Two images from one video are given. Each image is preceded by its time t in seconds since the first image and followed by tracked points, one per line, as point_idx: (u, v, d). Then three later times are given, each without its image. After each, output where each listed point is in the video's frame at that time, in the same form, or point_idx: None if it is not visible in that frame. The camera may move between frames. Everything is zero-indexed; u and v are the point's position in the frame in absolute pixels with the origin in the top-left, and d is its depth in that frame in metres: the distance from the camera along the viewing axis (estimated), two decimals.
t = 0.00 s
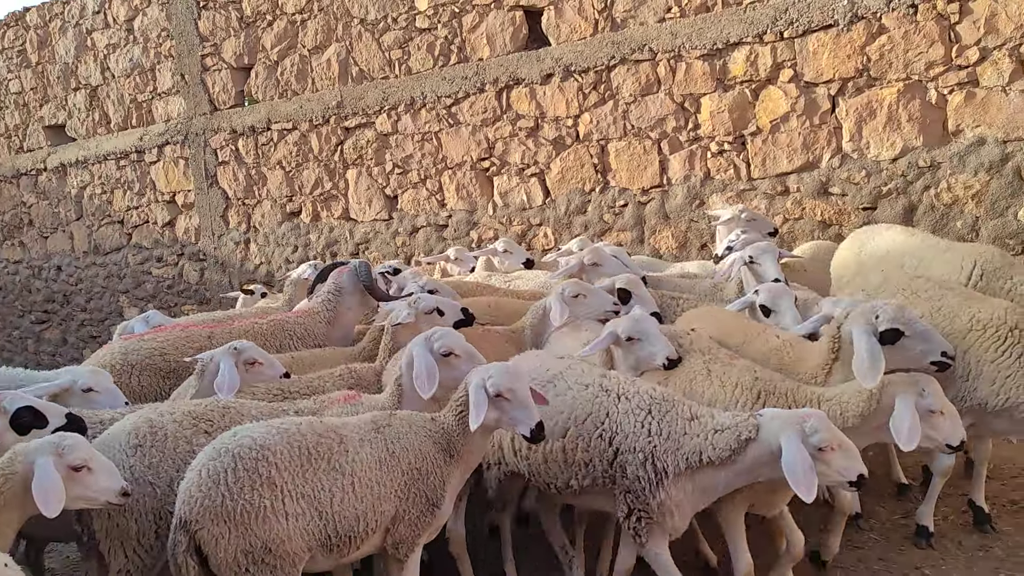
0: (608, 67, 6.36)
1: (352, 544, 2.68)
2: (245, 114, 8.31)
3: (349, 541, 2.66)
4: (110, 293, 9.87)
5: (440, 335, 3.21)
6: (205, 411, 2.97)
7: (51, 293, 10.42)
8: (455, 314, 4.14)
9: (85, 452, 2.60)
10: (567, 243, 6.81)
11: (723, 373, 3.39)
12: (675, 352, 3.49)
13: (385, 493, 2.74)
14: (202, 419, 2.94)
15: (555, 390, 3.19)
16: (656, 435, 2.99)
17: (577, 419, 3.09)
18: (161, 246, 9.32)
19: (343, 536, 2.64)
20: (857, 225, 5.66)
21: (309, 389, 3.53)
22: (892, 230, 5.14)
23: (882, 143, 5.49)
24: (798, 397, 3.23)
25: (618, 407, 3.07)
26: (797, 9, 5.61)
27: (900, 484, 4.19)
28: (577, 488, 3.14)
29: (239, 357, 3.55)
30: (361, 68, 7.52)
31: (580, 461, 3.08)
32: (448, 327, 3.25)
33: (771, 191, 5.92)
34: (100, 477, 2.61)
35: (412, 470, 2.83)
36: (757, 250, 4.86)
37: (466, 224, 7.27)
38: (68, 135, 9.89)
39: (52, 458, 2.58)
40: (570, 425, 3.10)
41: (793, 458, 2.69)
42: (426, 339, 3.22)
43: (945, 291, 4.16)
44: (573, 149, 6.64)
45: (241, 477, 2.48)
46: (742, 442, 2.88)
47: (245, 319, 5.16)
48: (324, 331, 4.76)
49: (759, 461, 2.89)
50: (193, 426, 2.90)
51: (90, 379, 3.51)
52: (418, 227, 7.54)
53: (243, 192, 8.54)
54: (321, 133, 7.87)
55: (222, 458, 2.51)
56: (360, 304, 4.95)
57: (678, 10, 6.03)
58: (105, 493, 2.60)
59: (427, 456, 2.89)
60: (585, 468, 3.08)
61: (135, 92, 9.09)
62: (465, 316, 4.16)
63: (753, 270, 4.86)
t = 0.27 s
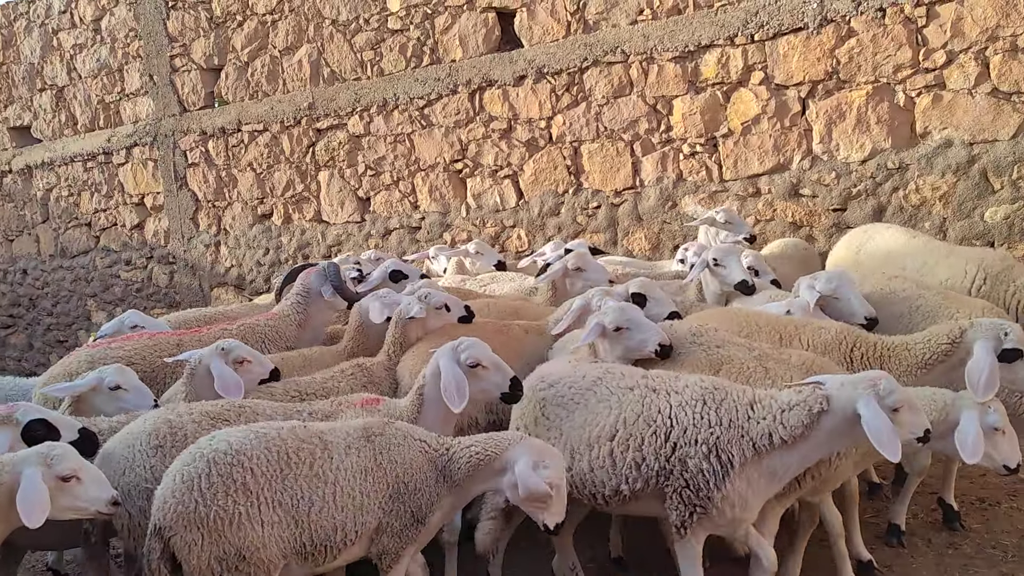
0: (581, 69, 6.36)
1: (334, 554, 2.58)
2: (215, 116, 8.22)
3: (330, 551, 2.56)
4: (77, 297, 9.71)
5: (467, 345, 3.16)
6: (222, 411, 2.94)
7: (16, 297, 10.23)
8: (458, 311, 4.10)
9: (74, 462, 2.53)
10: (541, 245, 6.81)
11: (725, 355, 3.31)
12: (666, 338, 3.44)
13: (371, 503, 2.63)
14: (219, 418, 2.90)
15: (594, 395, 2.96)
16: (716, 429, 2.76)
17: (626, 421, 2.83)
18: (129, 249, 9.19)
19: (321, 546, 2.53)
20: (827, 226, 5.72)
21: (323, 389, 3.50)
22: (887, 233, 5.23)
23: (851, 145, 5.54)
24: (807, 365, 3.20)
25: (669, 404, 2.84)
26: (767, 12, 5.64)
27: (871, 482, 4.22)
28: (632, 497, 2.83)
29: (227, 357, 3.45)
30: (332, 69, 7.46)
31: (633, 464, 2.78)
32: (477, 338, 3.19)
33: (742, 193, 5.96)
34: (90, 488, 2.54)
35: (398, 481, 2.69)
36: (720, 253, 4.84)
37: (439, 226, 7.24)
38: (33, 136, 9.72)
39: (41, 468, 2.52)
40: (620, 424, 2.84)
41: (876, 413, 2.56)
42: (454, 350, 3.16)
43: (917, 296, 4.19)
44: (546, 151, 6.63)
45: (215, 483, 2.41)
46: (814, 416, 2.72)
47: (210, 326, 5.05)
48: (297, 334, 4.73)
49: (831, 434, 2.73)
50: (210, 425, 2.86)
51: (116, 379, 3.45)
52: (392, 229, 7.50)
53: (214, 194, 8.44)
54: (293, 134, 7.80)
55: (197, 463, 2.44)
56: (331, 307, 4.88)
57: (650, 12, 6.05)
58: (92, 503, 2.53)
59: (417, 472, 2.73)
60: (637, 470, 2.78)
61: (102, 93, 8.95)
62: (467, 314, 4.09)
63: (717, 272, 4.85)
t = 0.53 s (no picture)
0: (554, 74, 6.37)
1: (346, 559, 2.62)
2: (186, 119, 8.12)
3: (341, 555, 2.61)
4: (44, 303, 9.54)
5: (511, 355, 3.08)
6: (249, 415, 2.96)
7: None
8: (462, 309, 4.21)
9: (60, 471, 2.50)
10: (515, 249, 6.81)
11: (756, 350, 3.33)
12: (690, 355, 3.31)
13: (381, 506, 2.66)
14: (246, 422, 2.93)
15: (663, 403, 2.86)
16: (799, 435, 2.75)
17: (706, 429, 2.77)
18: (98, 254, 9.05)
19: (330, 549, 2.58)
20: (798, 230, 5.77)
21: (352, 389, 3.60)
22: (880, 236, 5.19)
23: (822, 149, 5.59)
24: (840, 360, 3.32)
25: (746, 411, 2.79)
26: (739, 17, 5.68)
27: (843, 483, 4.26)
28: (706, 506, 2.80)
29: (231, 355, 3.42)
30: (304, 72, 7.41)
31: (714, 474, 2.74)
32: (520, 348, 3.11)
33: (715, 197, 6.00)
34: (79, 496, 2.51)
35: (405, 487, 2.71)
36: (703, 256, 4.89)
37: (413, 230, 7.21)
38: None
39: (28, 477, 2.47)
40: (698, 433, 2.77)
41: (933, 387, 2.69)
42: (494, 361, 3.07)
43: (909, 291, 4.34)
44: (520, 155, 6.63)
45: (226, 486, 2.48)
46: (886, 404, 2.82)
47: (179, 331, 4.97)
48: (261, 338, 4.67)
49: (895, 424, 2.83)
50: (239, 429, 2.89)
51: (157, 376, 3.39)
52: (365, 233, 7.46)
53: (184, 199, 8.34)
54: (265, 138, 7.73)
55: (207, 463, 2.53)
56: (297, 313, 4.80)
57: (623, 17, 6.07)
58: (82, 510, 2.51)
59: (422, 476, 2.75)
60: (717, 480, 2.75)
61: (70, 96, 8.82)
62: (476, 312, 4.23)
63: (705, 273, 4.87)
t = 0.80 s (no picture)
0: (527, 79, 6.37)
1: (394, 565, 2.57)
2: (155, 124, 8.02)
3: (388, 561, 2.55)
4: (9, 310, 9.38)
5: (525, 351, 3.07)
6: (272, 417, 2.90)
7: None
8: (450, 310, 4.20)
9: (53, 500, 2.48)
10: (489, 255, 6.80)
11: (799, 354, 3.23)
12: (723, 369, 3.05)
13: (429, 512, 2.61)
14: (270, 424, 2.87)
15: (754, 415, 2.61)
16: (902, 432, 2.62)
17: (812, 438, 2.56)
18: (66, 260, 8.91)
19: (373, 557, 2.52)
20: (770, 235, 5.82)
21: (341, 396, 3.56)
22: (865, 241, 5.15)
23: (792, 155, 5.65)
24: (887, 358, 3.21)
25: (847, 413, 2.62)
26: (710, 24, 5.73)
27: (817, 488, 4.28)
28: (820, 520, 2.58)
29: (232, 362, 3.34)
30: (276, 77, 7.35)
31: (830, 486, 2.54)
32: (534, 343, 3.10)
33: (687, 203, 6.04)
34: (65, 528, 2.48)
35: (456, 486, 2.68)
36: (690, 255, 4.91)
37: (386, 235, 7.18)
38: None
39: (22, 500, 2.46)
40: (806, 443, 2.55)
41: (1010, 386, 2.64)
42: (511, 358, 3.06)
43: (917, 290, 4.30)
44: (493, 160, 6.63)
45: (269, 495, 2.41)
46: (962, 399, 2.75)
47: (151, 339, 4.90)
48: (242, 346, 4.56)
49: (980, 417, 2.76)
50: (263, 432, 2.84)
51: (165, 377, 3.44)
52: (338, 239, 7.41)
53: (153, 204, 8.24)
54: (236, 143, 7.66)
55: (255, 473, 2.46)
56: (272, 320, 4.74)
57: (595, 23, 6.09)
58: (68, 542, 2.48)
59: (475, 471, 2.73)
60: (832, 491, 2.55)
61: (36, 100, 8.68)
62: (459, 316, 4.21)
63: (694, 273, 4.88)
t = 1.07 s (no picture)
0: (502, 85, 6.37)
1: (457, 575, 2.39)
2: (126, 129, 7.92)
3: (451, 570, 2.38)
4: None
5: (545, 336, 3.09)
6: (304, 421, 2.79)
7: None
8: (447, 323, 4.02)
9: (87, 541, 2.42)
10: (464, 261, 6.79)
11: (857, 350, 3.12)
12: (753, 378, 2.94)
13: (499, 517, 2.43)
14: (301, 429, 2.76)
15: (863, 400, 2.41)
16: (1013, 408, 2.40)
17: (927, 417, 2.36)
18: (34, 267, 8.78)
19: (439, 567, 2.36)
20: (743, 241, 5.86)
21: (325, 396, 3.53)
22: (863, 244, 5.08)
23: (765, 162, 5.69)
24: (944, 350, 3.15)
25: (954, 391, 2.43)
26: (683, 32, 5.77)
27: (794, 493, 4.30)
28: (939, 503, 2.37)
29: (238, 366, 3.19)
30: (249, 82, 7.29)
31: (949, 463, 2.34)
32: (553, 327, 3.13)
33: (662, 209, 6.07)
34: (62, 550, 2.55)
35: (517, 494, 2.47)
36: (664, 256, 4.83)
37: (361, 241, 7.14)
38: None
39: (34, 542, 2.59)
40: (918, 419, 2.36)
41: None
42: (533, 345, 3.09)
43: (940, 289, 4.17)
44: (468, 166, 6.62)
45: (332, 504, 2.27)
46: None
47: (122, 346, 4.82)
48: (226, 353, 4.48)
49: None
50: (292, 437, 2.73)
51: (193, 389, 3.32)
52: (312, 245, 7.37)
53: (124, 211, 8.14)
54: (208, 149, 7.59)
55: (320, 482, 2.33)
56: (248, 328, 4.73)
57: (570, 30, 6.11)
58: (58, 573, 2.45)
59: (542, 480, 2.52)
60: (951, 470, 2.34)
61: (4, 104, 8.55)
62: (459, 325, 4.03)
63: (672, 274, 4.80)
